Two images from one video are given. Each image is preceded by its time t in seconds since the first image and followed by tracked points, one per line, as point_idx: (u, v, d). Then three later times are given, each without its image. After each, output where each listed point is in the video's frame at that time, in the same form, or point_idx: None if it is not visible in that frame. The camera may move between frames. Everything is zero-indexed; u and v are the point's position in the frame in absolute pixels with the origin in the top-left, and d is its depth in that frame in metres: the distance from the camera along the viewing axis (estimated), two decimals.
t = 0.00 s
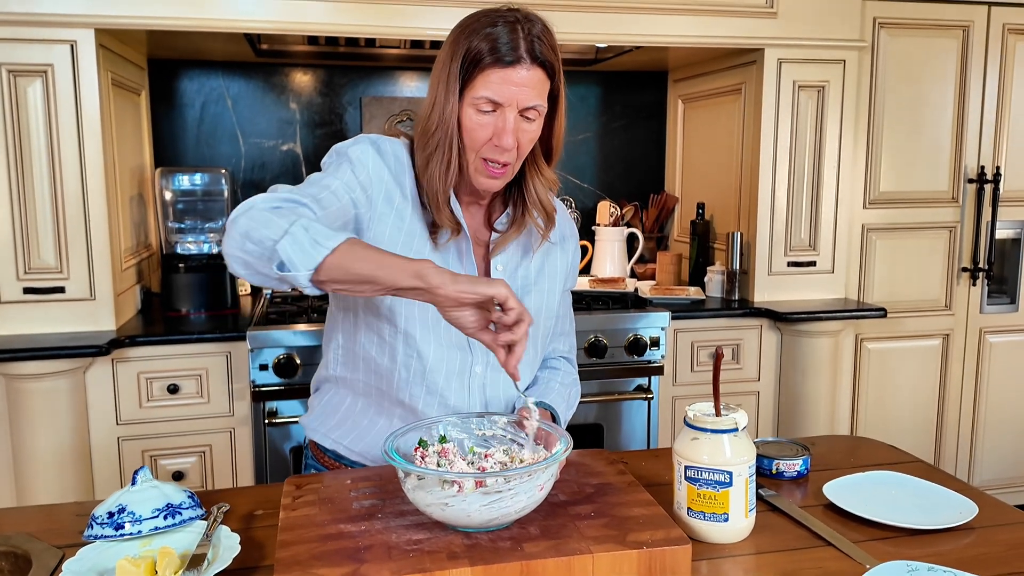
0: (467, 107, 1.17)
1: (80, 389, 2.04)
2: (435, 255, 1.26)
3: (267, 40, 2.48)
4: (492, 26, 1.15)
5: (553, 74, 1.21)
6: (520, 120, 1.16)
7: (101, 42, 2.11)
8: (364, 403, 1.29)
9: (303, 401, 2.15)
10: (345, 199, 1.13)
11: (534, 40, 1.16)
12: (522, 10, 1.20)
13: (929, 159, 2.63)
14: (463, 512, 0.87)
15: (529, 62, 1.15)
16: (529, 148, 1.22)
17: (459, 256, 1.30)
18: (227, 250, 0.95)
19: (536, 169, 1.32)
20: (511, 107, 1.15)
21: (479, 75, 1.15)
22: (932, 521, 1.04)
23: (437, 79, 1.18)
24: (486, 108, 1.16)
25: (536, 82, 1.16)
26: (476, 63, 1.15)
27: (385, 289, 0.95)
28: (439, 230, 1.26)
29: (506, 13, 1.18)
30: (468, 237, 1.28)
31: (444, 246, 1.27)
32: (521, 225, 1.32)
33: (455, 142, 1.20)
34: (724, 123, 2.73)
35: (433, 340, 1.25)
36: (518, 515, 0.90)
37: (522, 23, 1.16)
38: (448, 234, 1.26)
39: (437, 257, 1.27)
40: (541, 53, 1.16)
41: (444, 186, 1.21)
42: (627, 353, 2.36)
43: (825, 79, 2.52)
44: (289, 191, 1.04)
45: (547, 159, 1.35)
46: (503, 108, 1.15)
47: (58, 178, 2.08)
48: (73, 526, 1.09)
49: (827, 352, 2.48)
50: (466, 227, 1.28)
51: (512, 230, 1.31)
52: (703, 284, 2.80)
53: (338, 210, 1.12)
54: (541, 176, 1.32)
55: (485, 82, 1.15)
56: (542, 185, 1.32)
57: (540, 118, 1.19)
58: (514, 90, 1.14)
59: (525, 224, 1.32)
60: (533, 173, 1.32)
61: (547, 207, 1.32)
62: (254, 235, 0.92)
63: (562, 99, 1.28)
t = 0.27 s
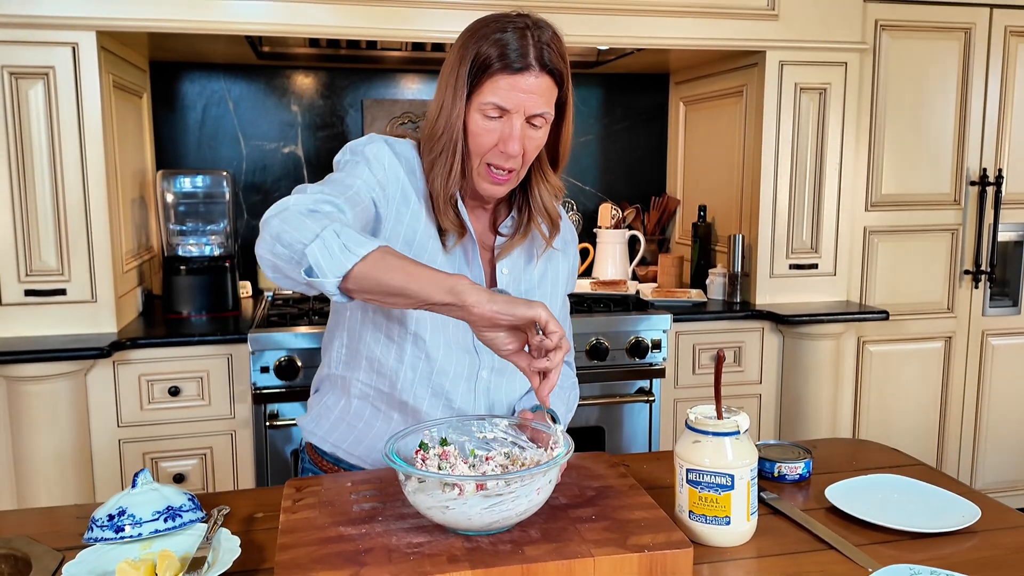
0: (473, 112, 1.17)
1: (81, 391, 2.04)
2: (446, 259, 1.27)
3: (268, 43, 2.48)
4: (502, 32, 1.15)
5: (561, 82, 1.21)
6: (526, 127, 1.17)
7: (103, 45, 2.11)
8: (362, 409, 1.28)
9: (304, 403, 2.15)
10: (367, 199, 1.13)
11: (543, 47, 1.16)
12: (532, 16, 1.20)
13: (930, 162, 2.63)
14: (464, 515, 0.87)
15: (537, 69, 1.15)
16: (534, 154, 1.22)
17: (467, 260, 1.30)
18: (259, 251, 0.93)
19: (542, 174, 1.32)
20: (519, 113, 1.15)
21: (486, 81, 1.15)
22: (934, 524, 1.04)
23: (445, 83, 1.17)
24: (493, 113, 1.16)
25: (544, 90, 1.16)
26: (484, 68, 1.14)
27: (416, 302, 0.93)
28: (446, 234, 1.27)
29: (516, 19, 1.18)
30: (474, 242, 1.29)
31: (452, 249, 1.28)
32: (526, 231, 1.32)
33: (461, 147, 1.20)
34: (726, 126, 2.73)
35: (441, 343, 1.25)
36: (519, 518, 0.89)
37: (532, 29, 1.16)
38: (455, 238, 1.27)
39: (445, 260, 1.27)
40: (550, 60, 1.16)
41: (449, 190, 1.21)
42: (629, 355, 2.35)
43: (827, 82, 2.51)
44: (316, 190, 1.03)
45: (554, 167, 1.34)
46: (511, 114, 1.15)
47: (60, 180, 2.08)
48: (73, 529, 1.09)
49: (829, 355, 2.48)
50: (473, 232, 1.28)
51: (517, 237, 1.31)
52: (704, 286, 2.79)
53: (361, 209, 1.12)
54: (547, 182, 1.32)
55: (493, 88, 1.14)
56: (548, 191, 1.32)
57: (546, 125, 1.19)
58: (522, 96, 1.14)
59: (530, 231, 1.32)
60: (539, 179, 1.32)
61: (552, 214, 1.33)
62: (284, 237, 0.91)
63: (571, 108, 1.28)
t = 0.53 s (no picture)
0: (468, 121, 1.17)
1: (82, 397, 2.05)
2: (439, 265, 1.24)
3: (271, 48, 2.49)
4: (498, 40, 1.16)
5: (556, 92, 1.22)
6: (519, 136, 1.17)
7: (105, 51, 2.12)
8: (360, 418, 1.28)
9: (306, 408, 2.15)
10: (346, 209, 1.12)
11: (538, 57, 1.16)
12: (529, 24, 1.21)
13: (932, 167, 2.63)
14: (464, 524, 0.87)
15: (530, 79, 1.15)
16: (529, 163, 1.23)
17: (464, 267, 1.26)
18: (218, 258, 0.96)
19: (541, 185, 1.35)
20: (511, 123, 1.15)
21: (480, 89, 1.15)
22: (934, 532, 1.04)
23: (441, 91, 1.18)
24: (485, 122, 1.16)
25: (537, 99, 1.16)
26: (478, 77, 1.15)
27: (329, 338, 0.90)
28: (440, 240, 1.23)
29: (512, 28, 1.18)
30: (470, 245, 1.25)
31: (446, 257, 1.24)
32: (524, 238, 1.31)
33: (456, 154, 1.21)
34: (727, 131, 2.73)
35: (435, 354, 1.25)
36: (519, 527, 0.89)
37: (527, 39, 1.17)
38: (449, 244, 1.23)
39: (439, 268, 1.24)
40: (544, 70, 1.17)
41: (444, 196, 1.20)
42: (630, 360, 2.34)
43: (828, 87, 2.51)
44: (287, 200, 1.04)
45: (551, 175, 1.37)
46: (503, 123, 1.15)
47: (62, 185, 2.08)
48: (74, 537, 1.09)
49: (831, 361, 2.48)
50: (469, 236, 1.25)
51: (516, 243, 1.30)
52: (706, 291, 2.79)
53: (341, 219, 1.11)
54: (544, 191, 1.35)
55: (486, 97, 1.15)
56: (544, 200, 1.34)
57: (540, 134, 1.20)
58: (515, 106, 1.15)
59: (529, 238, 1.32)
60: (537, 187, 1.34)
61: (549, 222, 1.34)
62: (233, 251, 0.93)
63: (566, 117, 1.30)
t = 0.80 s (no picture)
0: (462, 123, 1.17)
1: (85, 401, 2.05)
2: (434, 269, 1.24)
3: (274, 53, 2.50)
4: (490, 42, 1.16)
5: (550, 92, 1.22)
6: (514, 137, 1.17)
7: (109, 56, 2.13)
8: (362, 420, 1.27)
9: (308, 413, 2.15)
10: (336, 229, 1.14)
11: (530, 57, 1.16)
12: (522, 26, 1.21)
13: (935, 171, 2.63)
14: (467, 529, 0.87)
15: (523, 79, 1.15)
16: (525, 164, 1.22)
17: (463, 269, 1.26)
18: (208, 297, 1.03)
19: (539, 185, 1.34)
20: (504, 124, 1.15)
21: (474, 91, 1.16)
22: (939, 538, 1.03)
23: (435, 94, 1.19)
24: (479, 124, 1.16)
25: (530, 100, 1.16)
26: (471, 78, 1.15)
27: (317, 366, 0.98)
28: (437, 245, 1.23)
29: (504, 30, 1.18)
30: (468, 246, 1.25)
31: (442, 258, 1.24)
32: (524, 240, 1.31)
33: (451, 157, 1.21)
34: (730, 135, 2.73)
35: (434, 359, 1.25)
36: (523, 531, 0.89)
37: (520, 39, 1.17)
38: (446, 246, 1.23)
39: (436, 273, 1.24)
40: (537, 71, 1.17)
41: (440, 199, 1.21)
42: (633, 365, 2.34)
43: (831, 91, 2.51)
44: (273, 233, 1.09)
45: (549, 176, 1.36)
46: (496, 125, 1.16)
47: (65, 189, 2.09)
48: (76, 541, 1.09)
49: (834, 365, 2.47)
50: (467, 237, 1.25)
51: (516, 244, 1.30)
52: (708, 296, 2.79)
53: (332, 239, 1.14)
54: (542, 192, 1.34)
55: (479, 98, 1.15)
56: (543, 201, 1.34)
57: (535, 135, 1.20)
58: (508, 107, 1.15)
59: (528, 240, 1.31)
60: (534, 188, 1.34)
61: (549, 222, 1.33)
62: (221, 294, 0.99)
63: (562, 115, 1.29)
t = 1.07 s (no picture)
0: (459, 127, 1.18)
1: (87, 405, 2.05)
2: (432, 271, 1.24)
3: (276, 58, 2.50)
4: (486, 45, 1.16)
5: (546, 94, 1.22)
6: (511, 139, 1.17)
7: (112, 60, 2.13)
8: (362, 422, 1.28)
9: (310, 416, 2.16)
10: (337, 233, 1.14)
11: (525, 60, 1.17)
12: (517, 29, 1.21)
13: (937, 175, 2.63)
14: (468, 533, 0.87)
15: (519, 81, 1.16)
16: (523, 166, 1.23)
17: (461, 273, 1.27)
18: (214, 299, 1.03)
19: (537, 188, 1.34)
20: (502, 126, 1.15)
21: (470, 94, 1.16)
22: (941, 543, 1.03)
23: (432, 99, 1.19)
24: (477, 127, 1.16)
25: (527, 102, 1.17)
26: (467, 82, 1.16)
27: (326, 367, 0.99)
28: (435, 249, 1.23)
29: (500, 33, 1.19)
30: (465, 249, 1.25)
31: (440, 262, 1.24)
32: (523, 242, 1.31)
33: (449, 161, 1.21)
34: (731, 140, 2.73)
35: (433, 361, 1.26)
36: (525, 535, 0.89)
37: (515, 42, 1.17)
38: (444, 250, 1.23)
39: (434, 275, 1.24)
40: (533, 73, 1.17)
41: (437, 202, 1.21)
42: (635, 369, 2.34)
43: (832, 96, 2.51)
44: (274, 235, 1.09)
45: (547, 178, 1.36)
46: (494, 127, 1.16)
47: (68, 194, 2.09)
48: (77, 545, 1.09)
49: (836, 369, 2.47)
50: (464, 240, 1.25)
51: (515, 247, 1.30)
52: (710, 300, 2.79)
53: (332, 242, 1.14)
54: (540, 195, 1.34)
55: (477, 102, 1.15)
56: (541, 204, 1.33)
57: (533, 137, 1.20)
58: (505, 109, 1.15)
59: (527, 243, 1.31)
60: (532, 192, 1.33)
61: (547, 225, 1.33)
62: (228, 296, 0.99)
63: (559, 117, 1.29)
